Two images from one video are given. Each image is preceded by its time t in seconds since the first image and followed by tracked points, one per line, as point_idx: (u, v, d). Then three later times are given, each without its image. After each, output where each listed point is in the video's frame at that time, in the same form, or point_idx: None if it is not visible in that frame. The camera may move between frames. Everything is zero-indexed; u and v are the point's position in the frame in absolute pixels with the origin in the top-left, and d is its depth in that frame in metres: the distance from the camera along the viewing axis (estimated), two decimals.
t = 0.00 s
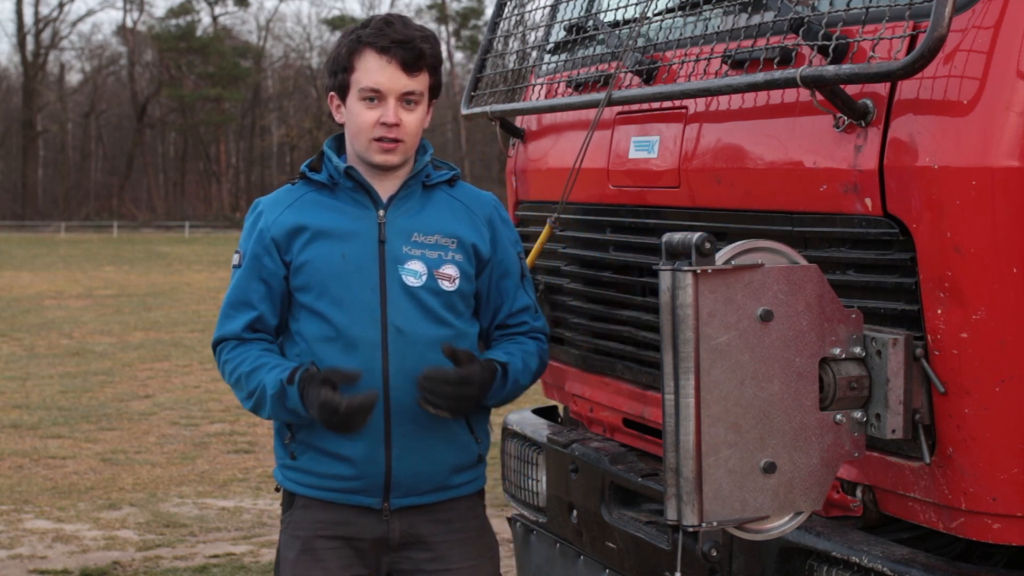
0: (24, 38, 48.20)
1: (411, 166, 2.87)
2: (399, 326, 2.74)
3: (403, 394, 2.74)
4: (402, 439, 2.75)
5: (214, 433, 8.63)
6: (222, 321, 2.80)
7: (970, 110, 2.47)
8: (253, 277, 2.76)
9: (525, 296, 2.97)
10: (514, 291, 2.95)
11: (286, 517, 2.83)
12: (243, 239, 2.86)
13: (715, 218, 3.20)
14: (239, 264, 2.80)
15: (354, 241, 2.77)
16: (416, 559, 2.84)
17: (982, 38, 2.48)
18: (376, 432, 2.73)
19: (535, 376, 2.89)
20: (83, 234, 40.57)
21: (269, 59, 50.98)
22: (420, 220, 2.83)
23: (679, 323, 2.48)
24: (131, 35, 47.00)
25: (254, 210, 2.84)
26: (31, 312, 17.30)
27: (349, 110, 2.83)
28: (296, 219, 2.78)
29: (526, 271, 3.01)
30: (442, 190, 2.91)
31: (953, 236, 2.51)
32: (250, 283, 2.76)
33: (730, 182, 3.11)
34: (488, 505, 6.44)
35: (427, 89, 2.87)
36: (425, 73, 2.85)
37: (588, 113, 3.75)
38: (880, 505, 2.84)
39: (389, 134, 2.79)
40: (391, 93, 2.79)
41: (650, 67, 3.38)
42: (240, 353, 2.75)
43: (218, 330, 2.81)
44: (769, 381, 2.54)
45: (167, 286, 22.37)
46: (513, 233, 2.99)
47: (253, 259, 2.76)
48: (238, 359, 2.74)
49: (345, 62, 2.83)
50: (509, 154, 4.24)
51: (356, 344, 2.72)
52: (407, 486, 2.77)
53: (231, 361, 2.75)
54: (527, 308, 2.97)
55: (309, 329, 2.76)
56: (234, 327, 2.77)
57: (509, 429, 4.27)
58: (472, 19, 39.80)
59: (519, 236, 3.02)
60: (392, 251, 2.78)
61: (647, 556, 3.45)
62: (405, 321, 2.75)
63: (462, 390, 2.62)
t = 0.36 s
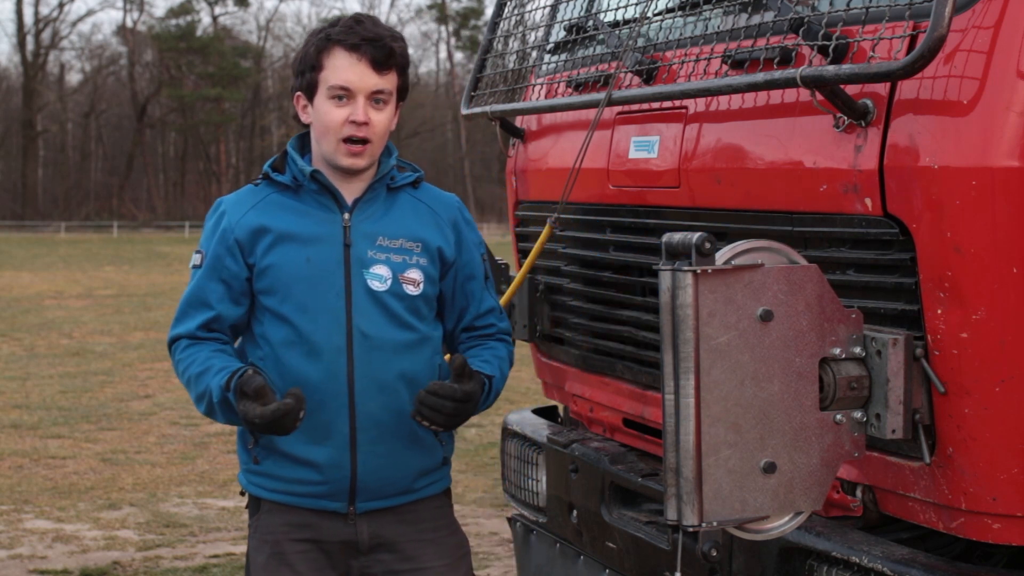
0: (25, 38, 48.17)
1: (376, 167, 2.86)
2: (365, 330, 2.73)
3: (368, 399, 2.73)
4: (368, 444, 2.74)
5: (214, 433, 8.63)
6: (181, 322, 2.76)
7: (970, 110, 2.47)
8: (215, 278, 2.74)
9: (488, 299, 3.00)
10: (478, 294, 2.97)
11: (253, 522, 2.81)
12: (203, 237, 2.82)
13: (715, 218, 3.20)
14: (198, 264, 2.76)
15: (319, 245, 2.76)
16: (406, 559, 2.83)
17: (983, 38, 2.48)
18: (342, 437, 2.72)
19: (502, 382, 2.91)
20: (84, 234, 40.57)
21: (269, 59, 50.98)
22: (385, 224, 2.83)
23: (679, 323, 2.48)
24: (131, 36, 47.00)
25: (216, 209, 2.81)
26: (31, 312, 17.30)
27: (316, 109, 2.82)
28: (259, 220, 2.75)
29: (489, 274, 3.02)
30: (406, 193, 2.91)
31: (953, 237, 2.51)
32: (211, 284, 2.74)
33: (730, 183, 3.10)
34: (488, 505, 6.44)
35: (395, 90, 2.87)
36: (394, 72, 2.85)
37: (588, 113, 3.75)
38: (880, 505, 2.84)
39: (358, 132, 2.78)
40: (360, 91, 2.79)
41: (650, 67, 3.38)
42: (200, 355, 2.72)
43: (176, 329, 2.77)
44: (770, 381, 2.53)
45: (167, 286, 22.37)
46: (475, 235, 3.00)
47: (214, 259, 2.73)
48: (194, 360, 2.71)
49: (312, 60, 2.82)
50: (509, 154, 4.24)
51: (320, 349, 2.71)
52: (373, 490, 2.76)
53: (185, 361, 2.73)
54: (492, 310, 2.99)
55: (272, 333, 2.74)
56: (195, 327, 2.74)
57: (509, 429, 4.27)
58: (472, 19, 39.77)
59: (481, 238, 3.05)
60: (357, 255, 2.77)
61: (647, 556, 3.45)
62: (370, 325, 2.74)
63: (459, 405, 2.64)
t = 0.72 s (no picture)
0: (24, 38, 48.16)
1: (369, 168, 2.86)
2: (361, 331, 2.73)
3: (365, 399, 2.73)
4: (365, 444, 2.74)
5: (214, 433, 8.63)
6: (178, 326, 2.74)
7: (970, 110, 2.47)
8: (213, 280, 2.72)
9: (480, 299, 3.00)
10: (471, 294, 2.98)
11: (252, 522, 2.80)
12: (197, 240, 2.80)
13: (715, 218, 3.20)
14: (194, 266, 2.74)
15: (316, 245, 2.75)
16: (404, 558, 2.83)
17: (983, 38, 2.48)
18: (339, 437, 2.72)
19: (494, 383, 2.92)
20: (84, 234, 40.57)
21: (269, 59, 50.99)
22: (381, 224, 2.83)
23: (679, 323, 2.48)
24: (131, 36, 47.02)
25: (210, 210, 2.79)
26: (31, 312, 17.30)
27: (315, 114, 2.78)
28: (256, 221, 2.74)
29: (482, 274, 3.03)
30: (399, 193, 2.91)
31: (953, 237, 2.51)
32: (209, 287, 2.72)
33: (730, 182, 3.10)
34: (488, 505, 6.44)
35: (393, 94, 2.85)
36: (394, 78, 2.83)
37: (588, 113, 3.75)
38: (880, 505, 2.84)
39: (360, 140, 2.77)
40: (363, 98, 2.76)
41: (650, 67, 3.38)
42: (201, 359, 2.70)
43: (174, 334, 2.75)
44: (769, 381, 2.54)
45: (167, 286, 22.37)
46: (467, 235, 3.01)
47: (212, 262, 2.72)
48: (198, 366, 2.69)
49: (312, 64, 2.78)
50: (509, 154, 4.24)
51: (318, 349, 2.71)
52: (370, 490, 2.76)
53: (189, 367, 2.71)
54: (483, 311, 2.99)
55: (269, 333, 2.74)
56: (193, 331, 2.72)
57: (509, 429, 4.27)
58: (472, 19, 39.78)
59: (473, 238, 3.05)
60: (354, 255, 2.77)
61: (647, 556, 3.45)
62: (367, 326, 2.74)
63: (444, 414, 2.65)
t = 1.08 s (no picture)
0: (24, 38, 48.13)
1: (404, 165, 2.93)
2: (407, 326, 2.80)
3: (411, 392, 2.80)
4: (410, 438, 2.81)
5: (214, 433, 8.63)
6: (219, 325, 2.73)
7: (970, 110, 2.47)
8: (256, 279, 2.73)
9: (507, 294, 3.10)
10: (499, 288, 3.07)
11: (290, 519, 2.85)
12: (231, 239, 2.81)
13: (715, 218, 3.20)
14: (234, 265, 2.75)
15: (358, 243, 2.81)
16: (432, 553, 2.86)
17: (983, 38, 2.48)
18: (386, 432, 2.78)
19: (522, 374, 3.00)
20: (83, 234, 40.57)
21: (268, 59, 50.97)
22: (419, 221, 2.91)
23: (679, 323, 2.48)
24: (131, 36, 47.01)
25: (245, 210, 2.81)
26: (31, 312, 17.29)
27: (366, 113, 2.83)
28: (298, 219, 2.78)
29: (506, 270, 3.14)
30: (430, 191, 2.99)
31: (953, 237, 2.51)
32: (252, 286, 2.72)
33: (730, 182, 3.10)
34: (489, 505, 6.44)
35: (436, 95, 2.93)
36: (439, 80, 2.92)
37: (588, 113, 3.75)
38: (880, 505, 2.84)
39: (411, 141, 2.85)
40: (416, 100, 2.84)
41: (650, 67, 3.38)
42: (247, 357, 2.70)
43: (216, 335, 2.74)
44: (770, 381, 2.53)
45: (167, 286, 22.36)
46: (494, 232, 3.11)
47: (254, 260, 2.73)
48: (246, 365, 2.68)
49: (366, 65, 2.81)
50: (509, 154, 4.25)
51: (364, 344, 2.76)
52: (416, 484, 2.83)
53: (233, 368, 2.70)
54: (510, 305, 3.09)
55: (312, 330, 2.78)
56: (236, 330, 2.71)
57: (509, 429, 4.27)
58: (472, 18, 39.73)
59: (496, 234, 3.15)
60: (397, 252, 2.84)
61: (647, 556, 3.45)
62: (412, 321, 2.81)
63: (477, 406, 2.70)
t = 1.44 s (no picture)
0: (24, 38, 48.12)
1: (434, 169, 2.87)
2: (441, 329, 2.74)
3: (443, 394, 2.73)
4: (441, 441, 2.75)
5: (214, 433, 8.63)
6: (256, 328, 2.64)
7: (970, 110, 2.47)
8: (293, 280, 2.64)
9: (534, 296, 3.03)
10: (528, 292, 3.01)
11: (313, 513, 2.79)
12: (263, 241, 2.73)
13: (715, 218, 3.20)
14: (269, 267, 2.66)
15: (393, 244, 2.73)
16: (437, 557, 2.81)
17: (983, 38, 2.48)
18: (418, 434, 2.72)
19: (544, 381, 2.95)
20: (84, 234, 40.57)
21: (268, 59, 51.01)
22: (450, 224, 2.84)
23: (679, 323, 2.48)
24: (131, 36, 47.05)
25: (278, 211, 2.73)
26: (31, 312, 17.30)
27: (397, 121, 2.76)
28: (333, 221, 2.71)
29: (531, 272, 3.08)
30: (460, 192, 2.93)
31: (953, 237, 2.51)
32: (289, 288, 2.64)
33: (730, 182, 3.10)
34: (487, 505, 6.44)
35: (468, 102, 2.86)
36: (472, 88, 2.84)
37: (588, 113, 3.75)
38: (880, 505, 2.84)
39: (441, 150, 2.78)
40: (448, 110, 2.76)
41: (650, 67, 3.38)
42: (286, 362, 2.62)
43: (252, 338, 2.65)
44: (769, 381, 2.54)
45: (167, 286, 22.38)
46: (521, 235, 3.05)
47: (291, 262, 2.65)
48: (288, 373, 2.60)
49: (398, 73, 2.74)
50: (510, 154, 4.24)
51: (399, 347, 2.70)
52: (444, 484, 2.78)
53: (273, 374, 2.61)
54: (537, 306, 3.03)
55: (346, 332, 2.70)
56: (274, 332, 2.62)
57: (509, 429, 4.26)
58: (472, 19, 39.74)
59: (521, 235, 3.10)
60: (430, 254, 2.77)
61: (647, 555, 3.45)
62: (445, 324, 2.75)
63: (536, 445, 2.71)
